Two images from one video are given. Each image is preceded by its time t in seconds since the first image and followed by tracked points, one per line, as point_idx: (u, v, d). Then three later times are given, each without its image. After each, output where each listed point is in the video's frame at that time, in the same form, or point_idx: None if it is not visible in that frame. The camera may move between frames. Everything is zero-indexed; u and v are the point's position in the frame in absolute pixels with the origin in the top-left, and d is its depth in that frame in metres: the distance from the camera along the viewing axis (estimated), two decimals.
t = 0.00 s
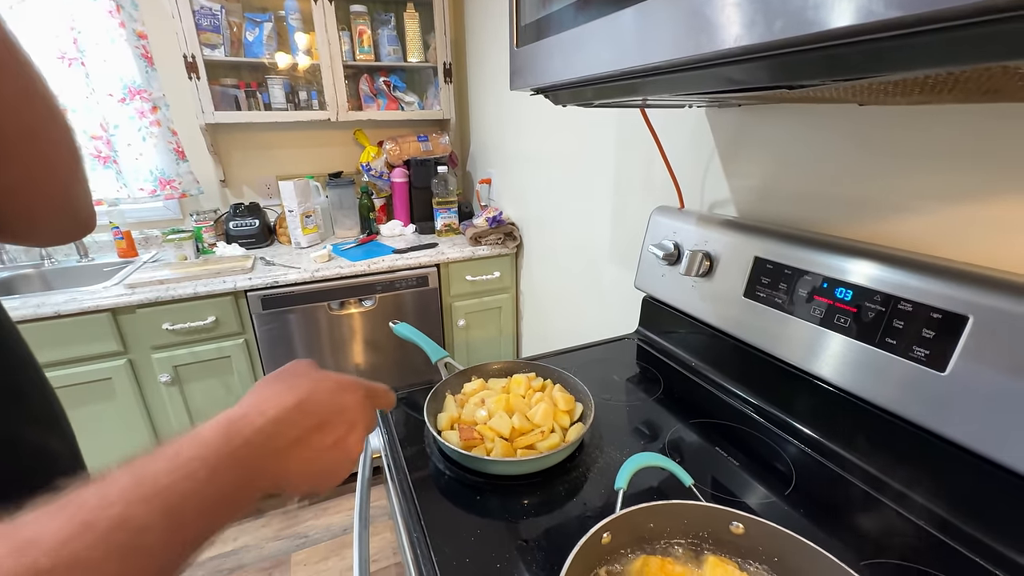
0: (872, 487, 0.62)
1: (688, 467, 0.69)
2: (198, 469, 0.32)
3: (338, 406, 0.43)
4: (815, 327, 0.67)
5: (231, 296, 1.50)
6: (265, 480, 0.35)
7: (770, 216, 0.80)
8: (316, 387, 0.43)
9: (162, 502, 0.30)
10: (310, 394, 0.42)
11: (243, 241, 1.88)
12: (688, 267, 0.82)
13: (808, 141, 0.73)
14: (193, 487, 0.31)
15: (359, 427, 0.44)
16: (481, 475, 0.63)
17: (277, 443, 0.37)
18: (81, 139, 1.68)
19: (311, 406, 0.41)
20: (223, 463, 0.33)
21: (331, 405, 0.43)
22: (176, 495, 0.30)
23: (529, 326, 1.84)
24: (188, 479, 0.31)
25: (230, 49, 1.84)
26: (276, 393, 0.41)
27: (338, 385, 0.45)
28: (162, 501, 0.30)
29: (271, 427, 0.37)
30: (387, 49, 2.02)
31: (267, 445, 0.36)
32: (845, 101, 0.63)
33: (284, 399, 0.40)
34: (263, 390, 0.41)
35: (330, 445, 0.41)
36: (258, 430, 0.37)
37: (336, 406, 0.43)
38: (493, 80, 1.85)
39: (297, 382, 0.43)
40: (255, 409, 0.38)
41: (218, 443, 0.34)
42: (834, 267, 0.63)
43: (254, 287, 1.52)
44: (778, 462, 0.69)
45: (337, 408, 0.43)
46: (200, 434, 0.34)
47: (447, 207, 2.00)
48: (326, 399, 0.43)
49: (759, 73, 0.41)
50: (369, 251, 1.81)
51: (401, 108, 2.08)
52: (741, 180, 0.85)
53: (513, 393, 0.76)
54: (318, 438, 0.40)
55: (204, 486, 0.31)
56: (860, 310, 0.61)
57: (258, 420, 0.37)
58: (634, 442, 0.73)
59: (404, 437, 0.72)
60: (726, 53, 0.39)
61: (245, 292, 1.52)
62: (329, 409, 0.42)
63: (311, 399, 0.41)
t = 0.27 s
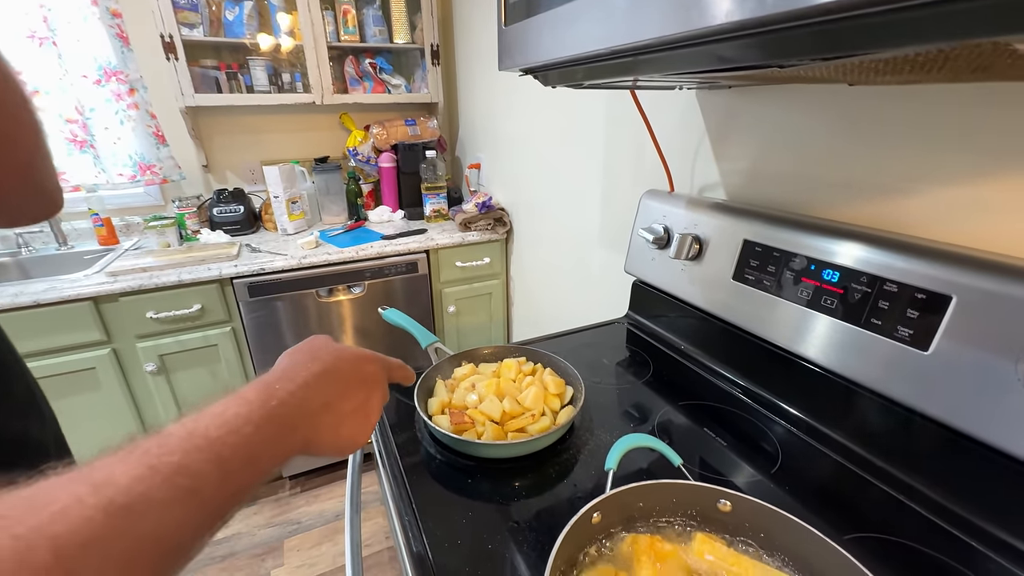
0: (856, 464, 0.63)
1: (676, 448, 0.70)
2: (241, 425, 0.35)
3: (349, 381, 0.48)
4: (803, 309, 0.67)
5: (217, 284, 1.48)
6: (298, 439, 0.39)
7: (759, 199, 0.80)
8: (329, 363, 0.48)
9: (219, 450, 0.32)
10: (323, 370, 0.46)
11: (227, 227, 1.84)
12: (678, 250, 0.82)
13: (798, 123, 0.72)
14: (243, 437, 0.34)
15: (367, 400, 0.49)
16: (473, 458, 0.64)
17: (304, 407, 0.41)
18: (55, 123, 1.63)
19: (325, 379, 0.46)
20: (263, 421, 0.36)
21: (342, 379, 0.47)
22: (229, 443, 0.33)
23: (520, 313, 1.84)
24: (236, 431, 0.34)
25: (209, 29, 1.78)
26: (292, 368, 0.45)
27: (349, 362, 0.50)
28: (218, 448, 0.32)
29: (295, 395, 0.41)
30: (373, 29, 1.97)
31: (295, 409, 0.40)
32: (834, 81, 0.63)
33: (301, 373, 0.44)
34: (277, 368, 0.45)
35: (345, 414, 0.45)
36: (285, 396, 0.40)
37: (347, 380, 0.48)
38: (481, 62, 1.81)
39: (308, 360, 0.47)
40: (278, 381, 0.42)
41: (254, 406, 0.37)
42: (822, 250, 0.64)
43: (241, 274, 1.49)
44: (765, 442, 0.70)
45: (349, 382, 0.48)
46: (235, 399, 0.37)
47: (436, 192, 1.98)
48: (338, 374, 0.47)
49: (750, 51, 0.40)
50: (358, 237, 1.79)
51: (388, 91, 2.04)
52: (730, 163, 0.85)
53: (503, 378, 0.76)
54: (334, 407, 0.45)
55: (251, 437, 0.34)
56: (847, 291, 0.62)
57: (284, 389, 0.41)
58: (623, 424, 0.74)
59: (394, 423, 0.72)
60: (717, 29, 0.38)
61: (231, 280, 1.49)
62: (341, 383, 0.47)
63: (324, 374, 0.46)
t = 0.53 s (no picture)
0: (844, 442, 0.64)
1: (669, 430, 0.70)
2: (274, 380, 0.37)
3: (375, 348, 0.49)
4: (795, 291, 0.67)
5: (206, 271, 1.46)
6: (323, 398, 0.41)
7: (752, 182, 0.80)
8: (356, 330, 0.49)
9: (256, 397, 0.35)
10: (351, 336, 0.48)
11: (215, 214, 1.81)
12: (671, 233, 0.82)
13: (792, 104, 0.72)
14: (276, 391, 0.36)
15: (389, 369, 0.51)
16: (467, 443, 0.64)
17: (331, 369, 0.42)
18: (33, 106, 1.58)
19: (351, 346, 0.47)
20: (293, 378, 0.38)
21: (368, 346, 0.49)
22: (264, 391, 0.35)
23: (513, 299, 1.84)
24: (270, 383, 0.36)
25: (191, 9, 1.73)
26: (322, 332, 0.46)
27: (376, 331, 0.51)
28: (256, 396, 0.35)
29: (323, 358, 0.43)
30: (361, 10, 1.92)
31: (322, 370, 0.42)
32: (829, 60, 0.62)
33: (330, 338, 0.46)
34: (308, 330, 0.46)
35: (368, 379, 0.47)
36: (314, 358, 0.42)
37: (373, 347, 0.49)
38: (472, 44, 1.78)
39: (337, 326, 0.48)
40: (309, 342, 0.44)
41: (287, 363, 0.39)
42: (815, 232, 0.64)
43: (230, 262, 1.47)
44: (756, 423, 0.71)
45: (374, 349, 0.49)
46: (272, 354, 0.40)
47: (428, 178, 1.95)
48: (364, 341, 0.49)
49: (745, 26, 0.39)
50: (349, 224, 1.77)
51: (378, 74, 2.00)
52: (724, 146, 0.84)
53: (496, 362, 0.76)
54: (359, 371, 0.46)
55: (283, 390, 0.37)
56: (839, 273, 0.62)
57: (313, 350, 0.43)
58: (616, 407, 0.74)
59: (388, 408, 0.72)
60: (712, 2, 0.37)
61: (220, 268, 1.47)
62: (367, 349, 0.48)
63: (351, 339, 0.47)
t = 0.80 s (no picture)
0: (836, 419, 0.65)
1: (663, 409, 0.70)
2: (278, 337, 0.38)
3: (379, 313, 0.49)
4: (791, 269, 0.67)
5: (195, 254, 1.43)
6: (323, 354, 0.42)
7: (749, 159, 0.79)
8: (361, 293, 0.49)
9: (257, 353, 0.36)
10: (356, 298, 0.48)
11: (202, 196, 1.77)
12: (667, 212, 0.81)
13: (791, 79, 0.70)
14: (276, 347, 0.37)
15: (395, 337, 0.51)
16: (460, 422, 0.63)
17: (331, 331, 0.43)
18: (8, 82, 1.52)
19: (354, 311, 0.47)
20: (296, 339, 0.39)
21: (371, 310, 0.48)
22: (258, 340, 0.36)
23: (507, 282, 1.83)
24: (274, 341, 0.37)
25: None
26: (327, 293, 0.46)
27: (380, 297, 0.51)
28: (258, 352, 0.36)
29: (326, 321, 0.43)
30: None
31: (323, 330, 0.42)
32: (830, 30, 0.61)
33: (334, 299, 0.46)
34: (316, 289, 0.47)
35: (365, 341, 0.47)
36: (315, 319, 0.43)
37: (378, 312, 0.49)
38: (464, 19, 1.73)
39: (346, 288, 0.49)
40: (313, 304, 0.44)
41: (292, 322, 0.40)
42: (812, 208, 0.63)
43: (218, 245, 1.45)
44: (748, 402, 0.71)
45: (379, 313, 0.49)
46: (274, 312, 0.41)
47: (420, 158, 1.92)
48: (369, 306, 0.48)
49: None
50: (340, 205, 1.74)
51: (367, 51, 1.95)
52: (721, 122, 0.82)
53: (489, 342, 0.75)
54: (358, 335, 0.46)
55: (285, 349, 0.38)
56: (836, 250, 0.61)
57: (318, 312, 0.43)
58: (610, 387, 0.74)
59: (380, 389, 0.71)
60: None
61: (208, 250, 1.44)
62: (369, 316, 0.48)
63: (356, 303, 0.47)
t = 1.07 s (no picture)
0: (832, 401, 0.65)
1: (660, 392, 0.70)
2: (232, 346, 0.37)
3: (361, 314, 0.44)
4: (792, 251, 0.66)
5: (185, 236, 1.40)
6: (284, 368, 0.40)
7: (751, 138, 0.77)
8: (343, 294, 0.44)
9: (209, 356, 0.36)
10: (336, 300, 0.44)
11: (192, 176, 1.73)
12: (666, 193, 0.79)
13: (795, 55, 0.68)
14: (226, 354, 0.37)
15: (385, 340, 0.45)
16: (456, 406, 0.63)
17: (296, 341, 0.40)
18: None
19: (331, 313, 0.43)
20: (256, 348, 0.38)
21: (350, 310, 0.43)
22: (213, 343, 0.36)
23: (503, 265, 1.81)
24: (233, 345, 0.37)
25: None
26: (310, 298, 0.44)
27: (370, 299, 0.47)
28: (211, 356, 0.36)
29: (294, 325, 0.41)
30: None
31: (285, 337, 0.40)
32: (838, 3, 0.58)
33: (313, 305, 0.43)
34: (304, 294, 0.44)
35: (344, 347, 0.43)
36: (283, 326, 0.40)
37: (357, 312, 0.44)
38: None
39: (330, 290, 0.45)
40: (290, 310, 0.42)
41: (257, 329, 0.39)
42: (813, 188, 0.62)
43: (209, 227, 1.42)
44: (744, 383, 0.71)
45: (359, 314, 0.44)
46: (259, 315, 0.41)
47: (414, 139, 1.88)
48: (348, 305, 0.44)
49: None
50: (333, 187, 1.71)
51: (359, 26, 1.89)
52: (722, 101, 0.80)
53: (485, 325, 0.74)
54: (330, 340, 0.42)
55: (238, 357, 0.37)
56: (838, 231, 0.60)
57: (290, 318, 0.41)
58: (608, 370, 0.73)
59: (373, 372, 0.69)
60: None
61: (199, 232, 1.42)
62: (348, 317, 0.43)
63: (335, 305, 0.43)
